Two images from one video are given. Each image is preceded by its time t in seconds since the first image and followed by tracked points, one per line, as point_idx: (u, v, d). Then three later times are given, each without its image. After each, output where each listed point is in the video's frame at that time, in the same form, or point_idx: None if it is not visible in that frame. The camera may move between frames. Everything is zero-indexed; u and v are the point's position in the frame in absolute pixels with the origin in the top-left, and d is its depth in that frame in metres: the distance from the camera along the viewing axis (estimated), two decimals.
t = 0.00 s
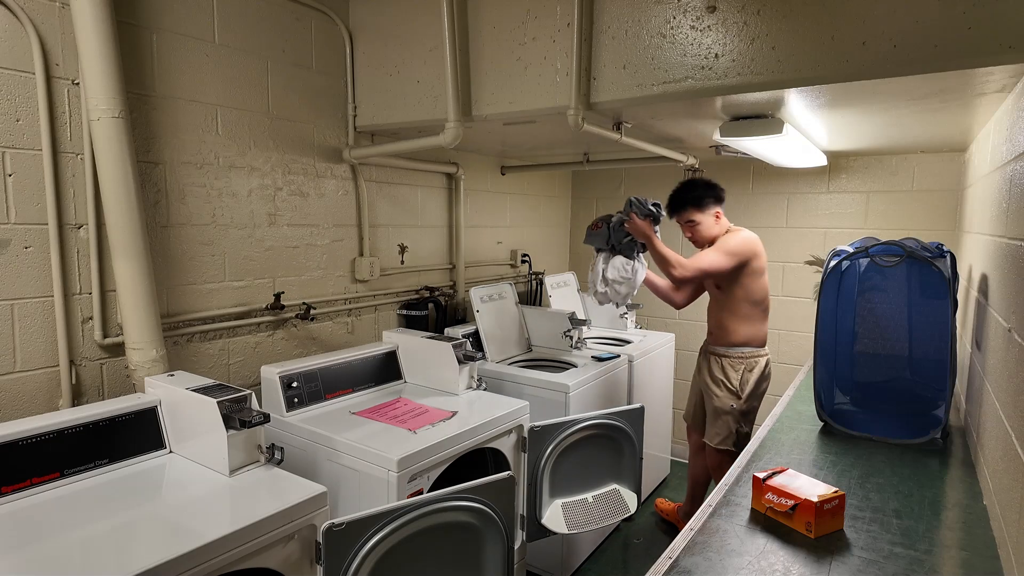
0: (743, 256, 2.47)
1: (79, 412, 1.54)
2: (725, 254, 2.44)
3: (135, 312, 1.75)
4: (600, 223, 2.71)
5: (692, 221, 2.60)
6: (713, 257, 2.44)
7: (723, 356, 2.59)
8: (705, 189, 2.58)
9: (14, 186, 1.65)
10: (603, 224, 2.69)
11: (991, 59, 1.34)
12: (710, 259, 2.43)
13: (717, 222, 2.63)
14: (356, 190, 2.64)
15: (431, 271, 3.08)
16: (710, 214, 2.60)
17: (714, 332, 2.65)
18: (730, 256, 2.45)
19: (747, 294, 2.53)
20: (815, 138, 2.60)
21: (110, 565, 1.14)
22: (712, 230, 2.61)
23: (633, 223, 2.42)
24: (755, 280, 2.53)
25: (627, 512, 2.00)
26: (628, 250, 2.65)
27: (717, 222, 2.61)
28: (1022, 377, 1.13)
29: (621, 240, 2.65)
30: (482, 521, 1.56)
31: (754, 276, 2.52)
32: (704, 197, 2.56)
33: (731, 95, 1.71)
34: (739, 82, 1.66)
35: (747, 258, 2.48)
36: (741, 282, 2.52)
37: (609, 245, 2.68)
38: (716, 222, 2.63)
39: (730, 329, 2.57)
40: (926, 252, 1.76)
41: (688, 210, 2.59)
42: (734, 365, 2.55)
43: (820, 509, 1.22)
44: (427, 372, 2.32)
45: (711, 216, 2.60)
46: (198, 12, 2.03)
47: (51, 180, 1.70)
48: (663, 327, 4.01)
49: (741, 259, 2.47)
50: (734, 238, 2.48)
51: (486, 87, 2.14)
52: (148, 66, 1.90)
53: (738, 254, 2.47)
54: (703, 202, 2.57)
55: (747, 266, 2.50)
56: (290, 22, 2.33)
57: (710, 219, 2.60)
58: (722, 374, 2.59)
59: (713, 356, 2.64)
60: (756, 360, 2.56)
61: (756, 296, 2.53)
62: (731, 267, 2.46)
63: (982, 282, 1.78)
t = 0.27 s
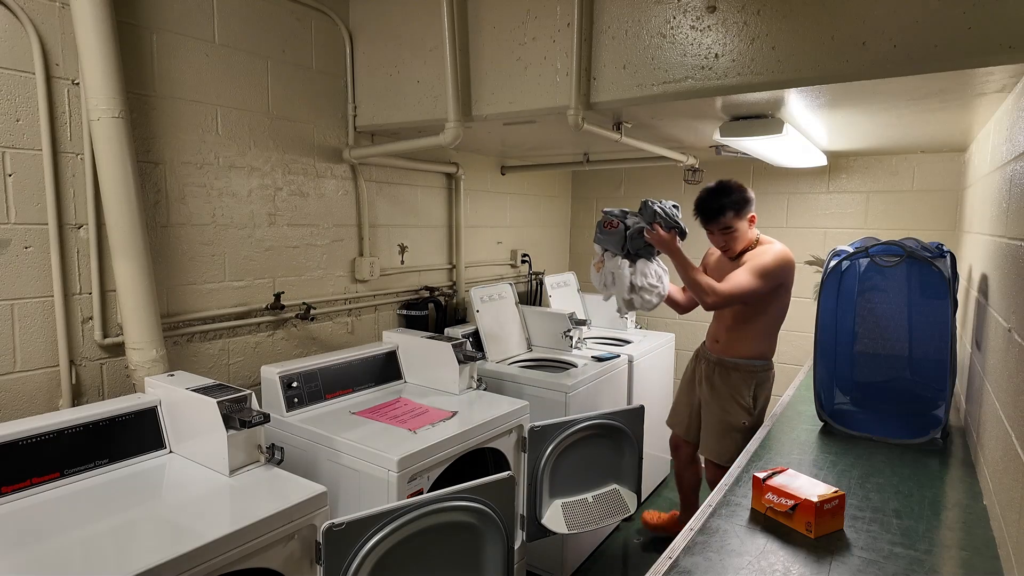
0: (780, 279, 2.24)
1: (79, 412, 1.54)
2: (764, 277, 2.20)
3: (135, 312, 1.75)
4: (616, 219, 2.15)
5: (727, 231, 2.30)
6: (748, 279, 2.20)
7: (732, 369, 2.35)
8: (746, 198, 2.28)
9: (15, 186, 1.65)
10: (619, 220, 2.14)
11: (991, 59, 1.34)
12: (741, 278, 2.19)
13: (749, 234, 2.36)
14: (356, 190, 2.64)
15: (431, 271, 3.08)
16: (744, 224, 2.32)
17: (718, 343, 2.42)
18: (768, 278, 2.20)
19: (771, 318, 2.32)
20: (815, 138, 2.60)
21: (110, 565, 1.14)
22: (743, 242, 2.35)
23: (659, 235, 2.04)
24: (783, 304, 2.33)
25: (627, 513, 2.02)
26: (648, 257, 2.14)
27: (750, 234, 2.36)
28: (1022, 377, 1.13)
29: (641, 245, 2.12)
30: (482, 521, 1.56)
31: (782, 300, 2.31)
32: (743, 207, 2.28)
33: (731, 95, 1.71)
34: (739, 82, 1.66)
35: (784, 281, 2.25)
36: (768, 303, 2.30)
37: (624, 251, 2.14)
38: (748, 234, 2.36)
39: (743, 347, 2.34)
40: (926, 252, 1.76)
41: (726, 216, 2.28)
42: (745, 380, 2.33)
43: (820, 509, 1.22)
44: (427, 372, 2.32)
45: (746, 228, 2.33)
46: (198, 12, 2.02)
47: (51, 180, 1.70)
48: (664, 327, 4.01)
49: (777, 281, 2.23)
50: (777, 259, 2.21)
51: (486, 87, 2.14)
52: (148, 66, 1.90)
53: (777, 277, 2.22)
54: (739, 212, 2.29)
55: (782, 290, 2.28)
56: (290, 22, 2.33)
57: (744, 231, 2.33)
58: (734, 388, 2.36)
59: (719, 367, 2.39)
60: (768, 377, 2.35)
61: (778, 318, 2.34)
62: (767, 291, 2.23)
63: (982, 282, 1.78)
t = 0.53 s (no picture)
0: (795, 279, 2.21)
1: (79, 412, 1.54)
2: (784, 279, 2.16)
3: (135, 312, 1.75)
4: (618, 223, 2.09)
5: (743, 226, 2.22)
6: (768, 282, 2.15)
7: (739, 369, 2.31)
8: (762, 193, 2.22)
9: (14, 186, 1.65)
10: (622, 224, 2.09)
11: (991, 58, 1.34)
12: (760, 281, 2.14)
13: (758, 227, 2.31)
14: (356, 190, 2.64)
15: (431, 271, 3.08)
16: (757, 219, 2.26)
17: (718, 340, 2.38)
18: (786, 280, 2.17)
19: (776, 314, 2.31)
20: (815, 138, 2.60)
21: (110, 565, 1.14)
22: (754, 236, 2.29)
23: (670, 240, 1.99)
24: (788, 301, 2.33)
25: (627, 513, 2.02)
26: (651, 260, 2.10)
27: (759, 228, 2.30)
28: (1022, 377, 1.13)
29: (645, 249, 2.08)
30: (482, 521, 1.56)
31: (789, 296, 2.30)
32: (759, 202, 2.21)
33: (731, 95, 1.71)
34: (739, 82, 1.66)
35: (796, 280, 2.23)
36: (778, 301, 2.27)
37: (627, 256, 2.10)
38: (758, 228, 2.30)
39: (747, 345, 2.31)
40: (926, 252, 1.76)
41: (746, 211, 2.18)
42: (754, 378, 2.31)
43: (820, 509, 1.22)
44: (427, 372, 2.32)
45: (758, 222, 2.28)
46: (198, 12, 2.02)
47: (51, 180, 1.70)
48: (664, 327, 4.01)
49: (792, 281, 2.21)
50: (793, 257, 2.18)
51: (486, 87, 2.14)
52: (148, 66, 1.90)
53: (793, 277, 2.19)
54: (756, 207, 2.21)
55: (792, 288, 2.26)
56: (290, 22, 2.33)
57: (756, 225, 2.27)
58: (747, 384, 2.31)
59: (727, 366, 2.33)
60: (773, 371, 2.35)
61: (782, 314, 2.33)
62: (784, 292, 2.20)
63: (982, 282, 1.78)
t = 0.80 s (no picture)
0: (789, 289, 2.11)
1: (79, 412, 1.54)
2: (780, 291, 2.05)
3: (135, 312, 1.75)
4: (605, 243, 1.88)
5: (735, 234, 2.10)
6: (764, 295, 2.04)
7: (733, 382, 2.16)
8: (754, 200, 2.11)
9: (14, 186, 1.65)
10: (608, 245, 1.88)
11: (991, 59, 1.34)
12: (754, 294, 2.04)
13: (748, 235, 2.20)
14: (356, 190, 2.64)
15: (431, 271, 3.08)
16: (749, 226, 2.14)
17: (711, 354, 2.20)
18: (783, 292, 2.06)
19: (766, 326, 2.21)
20: (815, 138, 2.60)
21: (110, 565, 1.14)
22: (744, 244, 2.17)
23: (662, 263, 1.81)
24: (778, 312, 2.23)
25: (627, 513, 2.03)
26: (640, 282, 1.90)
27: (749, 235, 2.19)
28: (1022, 377, 1.13)
29: (635, 272, 1.87)
30: (482, 521, 1.56)
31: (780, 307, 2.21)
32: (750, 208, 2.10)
33: (731, 95, 1.71)
34: (739, 82, 1.66)
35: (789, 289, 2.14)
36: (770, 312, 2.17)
37: (615, 280, 1.90)
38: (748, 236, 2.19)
39: (742, 358, 2.16)
40: (926, 252, 1.76)
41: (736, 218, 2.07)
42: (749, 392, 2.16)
43: (820, 509, 1.22)
44: (427, 372, 2.32)
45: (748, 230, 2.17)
46: (197, 12, 2.02)
47: (51, 180, 1.70)
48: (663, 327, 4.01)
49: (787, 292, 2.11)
50: (789, 265, 2.06)
51: (486, 87, 2.14)
52: (148, 66, 1.90)
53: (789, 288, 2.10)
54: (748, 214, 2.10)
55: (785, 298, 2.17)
56: (290, 22, 2.32)
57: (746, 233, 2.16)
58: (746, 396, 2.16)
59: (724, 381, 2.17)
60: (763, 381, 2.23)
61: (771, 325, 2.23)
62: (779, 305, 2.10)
63: (982, 282, 1.78)
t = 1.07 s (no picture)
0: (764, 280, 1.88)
1: (79, 412, 1.54)
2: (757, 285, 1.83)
3: (135, 312, 1.75)
4: (569, 250, 1.75)
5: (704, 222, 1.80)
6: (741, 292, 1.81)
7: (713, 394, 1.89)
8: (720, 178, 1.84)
9: (14, 186, 1.65)
10: (572, 251, 1.75)
11: (991, 58, 1.34)
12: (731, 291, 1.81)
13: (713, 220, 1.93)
14: (356, 190, 2.64)
15: (431, 272, 3.08)
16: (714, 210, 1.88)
17: (687, 364, 1.91)
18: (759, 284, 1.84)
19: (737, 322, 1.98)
20: (815, 138, 2.60)
21: (111, 565, 1.15)
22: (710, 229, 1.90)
23: (631, 270, 1.73)
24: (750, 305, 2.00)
25: (627, 512, 2.04)
26: (609, 293, 1.76)
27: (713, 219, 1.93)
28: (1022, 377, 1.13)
29: (602, 281, 1.73)
30: (482, 521, 1.56)
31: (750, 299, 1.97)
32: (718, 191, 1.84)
33: (731, 95, 1.71)
34: (739, 82, 1.66)
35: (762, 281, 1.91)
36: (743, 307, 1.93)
37: (580, 290, 1.74)
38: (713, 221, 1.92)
39: (721, 365, 1.89)
40: (926, 252, 1.76)
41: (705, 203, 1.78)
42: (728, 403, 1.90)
43: (820, 509, 1.22)
44: (427, 372, 2.32)
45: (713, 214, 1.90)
46: (197, 11, 2.02)
47: (51, 180, 1.70)
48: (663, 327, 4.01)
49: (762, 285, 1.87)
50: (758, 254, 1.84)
51: (486, 87, 2.14)
52: (148, 66, 1.90)
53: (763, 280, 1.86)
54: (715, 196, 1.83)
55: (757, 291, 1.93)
56: (290, 22, 2.32)
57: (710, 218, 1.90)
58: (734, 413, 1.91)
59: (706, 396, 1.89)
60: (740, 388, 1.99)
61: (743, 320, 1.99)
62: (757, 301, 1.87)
63: (982, 282, 1.78)
